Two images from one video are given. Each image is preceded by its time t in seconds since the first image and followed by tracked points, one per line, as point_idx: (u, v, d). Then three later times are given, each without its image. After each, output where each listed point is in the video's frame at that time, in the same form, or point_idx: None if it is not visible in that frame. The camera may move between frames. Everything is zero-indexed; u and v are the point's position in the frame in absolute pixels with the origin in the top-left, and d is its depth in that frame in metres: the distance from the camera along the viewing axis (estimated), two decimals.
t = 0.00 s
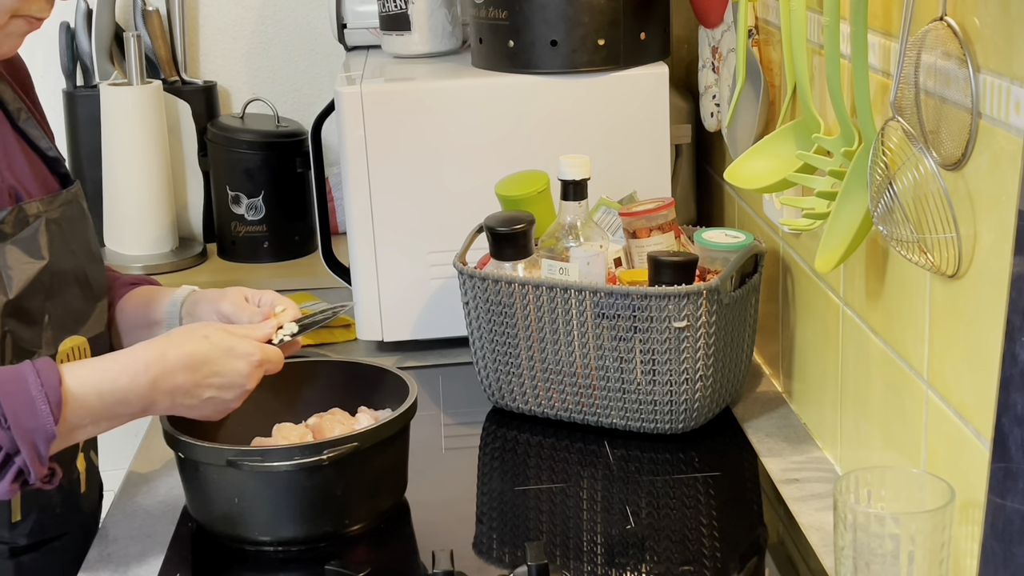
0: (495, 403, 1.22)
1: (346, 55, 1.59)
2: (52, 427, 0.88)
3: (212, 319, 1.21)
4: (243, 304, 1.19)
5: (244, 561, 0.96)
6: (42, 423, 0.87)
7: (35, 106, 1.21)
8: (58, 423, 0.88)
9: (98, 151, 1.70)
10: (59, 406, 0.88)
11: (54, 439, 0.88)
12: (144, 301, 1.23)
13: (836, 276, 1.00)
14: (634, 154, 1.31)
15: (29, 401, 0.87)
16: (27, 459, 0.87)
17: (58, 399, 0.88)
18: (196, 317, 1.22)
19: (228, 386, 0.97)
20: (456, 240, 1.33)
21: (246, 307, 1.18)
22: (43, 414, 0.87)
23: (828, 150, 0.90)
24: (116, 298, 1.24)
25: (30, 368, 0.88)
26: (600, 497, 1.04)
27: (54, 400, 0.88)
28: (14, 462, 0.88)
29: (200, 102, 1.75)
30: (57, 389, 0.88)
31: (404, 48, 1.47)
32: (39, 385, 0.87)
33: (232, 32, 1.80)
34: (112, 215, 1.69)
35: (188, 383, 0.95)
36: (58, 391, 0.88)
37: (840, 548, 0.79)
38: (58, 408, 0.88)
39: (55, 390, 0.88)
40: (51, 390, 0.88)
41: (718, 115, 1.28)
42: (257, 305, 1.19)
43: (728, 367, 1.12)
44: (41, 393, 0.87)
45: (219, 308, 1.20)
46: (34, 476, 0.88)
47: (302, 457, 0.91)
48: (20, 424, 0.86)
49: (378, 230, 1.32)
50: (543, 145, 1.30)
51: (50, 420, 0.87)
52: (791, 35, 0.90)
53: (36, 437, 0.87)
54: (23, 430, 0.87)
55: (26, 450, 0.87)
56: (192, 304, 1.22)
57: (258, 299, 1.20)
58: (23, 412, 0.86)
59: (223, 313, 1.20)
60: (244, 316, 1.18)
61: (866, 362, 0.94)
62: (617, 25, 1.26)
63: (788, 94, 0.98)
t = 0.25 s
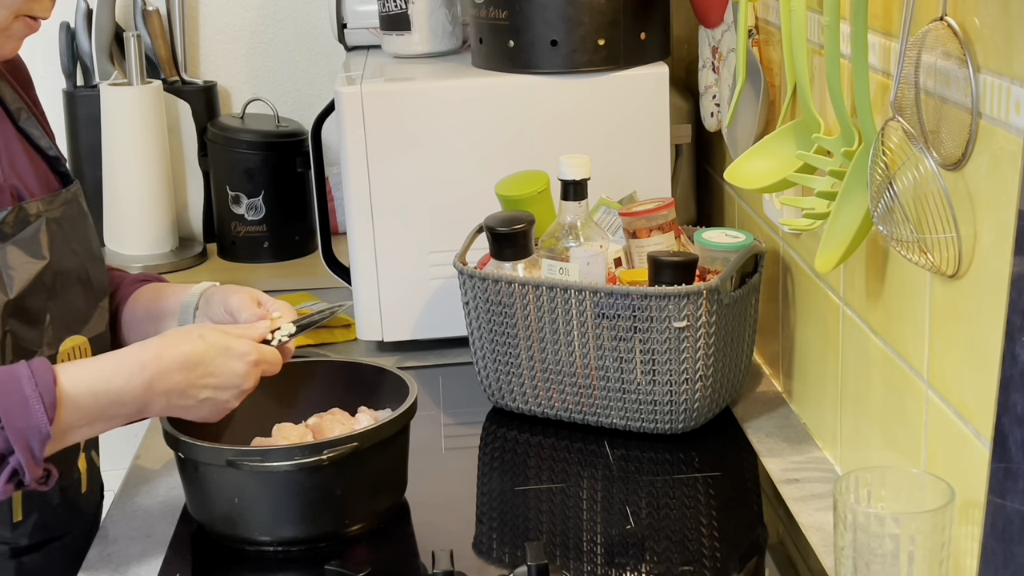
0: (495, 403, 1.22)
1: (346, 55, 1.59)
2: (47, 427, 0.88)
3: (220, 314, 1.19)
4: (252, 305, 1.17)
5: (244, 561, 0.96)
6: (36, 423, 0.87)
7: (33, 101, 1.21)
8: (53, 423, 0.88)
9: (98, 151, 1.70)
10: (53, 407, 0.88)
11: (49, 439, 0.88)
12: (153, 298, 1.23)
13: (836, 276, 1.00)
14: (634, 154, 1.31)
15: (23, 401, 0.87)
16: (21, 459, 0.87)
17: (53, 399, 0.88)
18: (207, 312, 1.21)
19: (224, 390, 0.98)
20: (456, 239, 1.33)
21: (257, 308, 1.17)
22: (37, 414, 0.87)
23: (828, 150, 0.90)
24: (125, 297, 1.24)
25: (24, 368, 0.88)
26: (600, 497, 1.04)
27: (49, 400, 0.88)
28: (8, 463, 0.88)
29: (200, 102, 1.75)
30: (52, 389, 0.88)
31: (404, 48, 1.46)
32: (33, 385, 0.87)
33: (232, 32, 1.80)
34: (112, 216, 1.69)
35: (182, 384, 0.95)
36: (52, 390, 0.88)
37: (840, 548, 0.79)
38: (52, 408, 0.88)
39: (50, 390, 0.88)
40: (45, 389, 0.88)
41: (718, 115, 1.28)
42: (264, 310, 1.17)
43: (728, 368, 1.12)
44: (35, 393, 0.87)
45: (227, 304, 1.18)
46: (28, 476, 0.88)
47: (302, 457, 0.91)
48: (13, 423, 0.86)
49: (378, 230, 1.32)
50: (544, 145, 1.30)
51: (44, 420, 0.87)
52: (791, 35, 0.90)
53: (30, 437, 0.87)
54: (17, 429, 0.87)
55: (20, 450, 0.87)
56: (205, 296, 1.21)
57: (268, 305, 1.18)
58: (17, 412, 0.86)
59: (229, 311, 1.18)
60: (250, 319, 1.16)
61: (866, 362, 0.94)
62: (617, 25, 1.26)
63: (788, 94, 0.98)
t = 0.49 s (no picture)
0: (495, 403, 1.22)
1: (346, 55, 1.59)
2: (46, 429, 0.87)
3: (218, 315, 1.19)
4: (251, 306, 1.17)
5: (244, 561, 0.96)
6: (36, 424, 0.87)
7: (29, 99, 1.21)
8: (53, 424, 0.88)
9: (98, 151, 1.70)
10: (53, 409, 0.88)
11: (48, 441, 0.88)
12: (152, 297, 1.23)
13: (836, 276, 1.00)
14: (634, 154, 1.31)
15: (22, 402, 0.86)
16: (20, 461, 0.87)
17: (53, 400, 0.88)
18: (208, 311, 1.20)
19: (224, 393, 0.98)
20: (456, 239, 1.33)
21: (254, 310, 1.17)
22: (37, 415, 0.87)
23: (828, 150, 0.90)
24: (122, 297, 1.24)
25: (25, 369, 0.88)
26: (600, 497, 1.04)
27: (49, 402, 0.87)
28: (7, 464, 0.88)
29: (200, 102, 1.75)
30: (52, 391, 0.88)
31: (404, 48, 1.46)
32: (33, 386, 0.87)
33: (232, 32, 1.80)
34: (112, 216, 1.69)
35: (183, 385, 0.95)
36: (52, 392, 0.88)
37: (840, 548, 0.79)
38: (52, 410, 0.88)
39: (50, 391, 0.88)
40: (45, 391, 0.88)
41: (718, 115, 1.28)
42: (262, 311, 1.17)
43: (728, 368, 1.12)
44: (35, 394, 0.87)
45: (225, 304, 1.18)
46: (27, 478, 0.88)
47: (302, 457, 0.91)
48: (13, 424, 0.86)
49: (379, 230, 1.32)
50: (543, 145, 1.30)
51: (44, 422, 0.87)
52: (791, 35, 0.90)
53: (30, 438, 0.87)
54: (16, 430, 0.86)
55: (19, 452, 0.87)
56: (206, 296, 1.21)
57: (266, 306, 1.18)
58: (16, 413, 0.86)
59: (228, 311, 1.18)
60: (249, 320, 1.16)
61: (866, 362, 0.94)
62: (617, 25, 1.26)
63: (788, 95, 0.98)
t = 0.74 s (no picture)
0: (495, 403, 1.22)
1: (346, 55, 1.59)
2: (42, 429, 0.87)
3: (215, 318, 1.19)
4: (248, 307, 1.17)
5: (244, 561, 0.96)
6: (32, 425, 0.87)
7: (25, 99, 1.21)
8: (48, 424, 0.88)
9: (98, 151, 1.70)
10: (48, 409, 0.88)
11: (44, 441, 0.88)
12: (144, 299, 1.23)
13: (836, 276, 1.00)
14: (634, 154, 1.31)
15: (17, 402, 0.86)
16: (16, 461, 0.87)
17: (48, 400, 0.88)
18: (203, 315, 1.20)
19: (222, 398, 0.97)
20: (456, 239, 1.33)
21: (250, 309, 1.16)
22: (32, 415, 0.87)
23: (828, 150, 0.90)
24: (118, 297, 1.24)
25: (20, 369, 0.87)
26: (600, 497, 1.04)
27: (44, 401, 0.87)
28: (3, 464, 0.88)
29: (200, 102, 1.75)
30: (47, 392, 0.88)
31: (404, 48, 1.46)
32: (28, 386, 0.87)
33: (232, 32, 1.80)
34: (111, 216, 1.69)
35: (181, 386, 0.95)
36: (48, 392, 0.88)
37: (840, 548, 0.79)
38: (47, 410, 0.88)
39: (45, 391, 0.88)
40: (40, 391, 0.87)
41: (718, 115, 1.28)
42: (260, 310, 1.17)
43: (728, 368, 1.12)
44: (31, 394, 0.87)
45: (223, 307, 1.18)
46: (23, 478, 0.88)
47: (301, 457, 0.91)
48: (8, 425, 0.86)
49: (379, 230, 1.32)
50: (543, 145, 1.30)
51: (39, 422, 0.87)
52: (791, 35, 0.90)
53: (25, 438, 0.87)
54: (12, 431, 0.86)
55: (15, 452, 0.87)
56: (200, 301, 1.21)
57: (264, 303, 1.18)
58: (12, 413, 0.86)
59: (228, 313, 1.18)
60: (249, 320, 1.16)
61: (866, 362, 0.94)
62: (617, 24, 1.26)
63: (788, 95, 0.98)
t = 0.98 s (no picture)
0: (495, 403, 1.22)
1: (346, 55, 1.59)
2: (39, 426, 0.87)
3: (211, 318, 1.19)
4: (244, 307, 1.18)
5: (244, 561, 0.96)
6: (29, 421, 0.87)
7: (24, 99, 1.21)
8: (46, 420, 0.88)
9: (98, 151, 1.70)
10: (46, 406, 0.87)
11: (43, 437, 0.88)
12: (139, 299, 1.23)
13: (836, 276, 1.00)
14: (634, 154, 1.31)
15: (15, 399, 0.86)
16: (15, 458, 0.87)
17: (45, 397, 0.87)
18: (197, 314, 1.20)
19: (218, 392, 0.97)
20: (456, 239, 1.33)
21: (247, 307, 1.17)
22: (29, 413, 0.87)
23: (828, 150, 0.90)
24: (113, 296, 1.24)
25: (17, 366, 0.87)
26: (600, 497, 1.04)
27: (41, 399, 0.87)
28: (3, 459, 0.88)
29: (200, 102, 1.75)
30: (44, 388, 0.88)
31: (404, 48, 1.46)
32: (25, 384, 0.87)
33: (232, 32, 1.80)
34: (111, 216, 1.69)
35: (177, 381, 0.95)
36: (45, 389, 0.87)
37: (840, 548, 0.79)
38: (44, 407, 0.87)
39: (42, 388, 0.87)
40: (37, 389, 0.87)
41: (718, 115, 1.28)
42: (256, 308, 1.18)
43: (728, 368, 1.12)
44: (28, 392, 0.87)
45: (219, 307, 1.18)
46: (22, 474, 0.88)
47: (301, 457, 0.91)
48: (5, 422, 0.86)
49: (379, 230, 1.32)
50: (543, 145, 1.30)
51: (36, 419, 0.87)
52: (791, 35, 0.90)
53: (23, 435, 0.87)
54: (9, 428, 0.87)
55: (13, 448, 0.87)
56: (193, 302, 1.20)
57: (259, 301, 1.19)
58: (9, 411, 0.86)
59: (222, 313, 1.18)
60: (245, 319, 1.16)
61: (866, 362, 0.94)
62: (617, 24, 1.26)
63: (788, 95, 0.98)
